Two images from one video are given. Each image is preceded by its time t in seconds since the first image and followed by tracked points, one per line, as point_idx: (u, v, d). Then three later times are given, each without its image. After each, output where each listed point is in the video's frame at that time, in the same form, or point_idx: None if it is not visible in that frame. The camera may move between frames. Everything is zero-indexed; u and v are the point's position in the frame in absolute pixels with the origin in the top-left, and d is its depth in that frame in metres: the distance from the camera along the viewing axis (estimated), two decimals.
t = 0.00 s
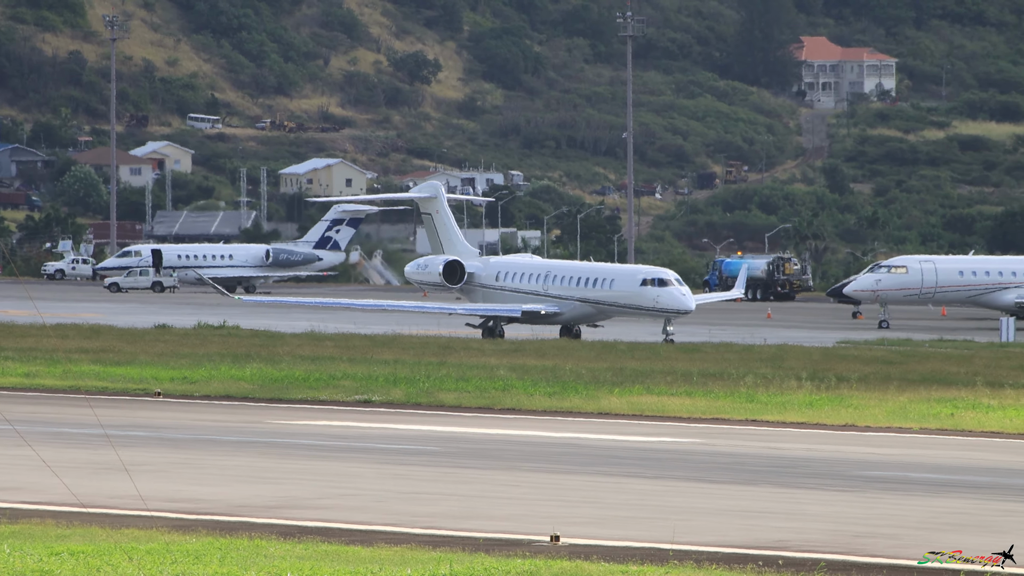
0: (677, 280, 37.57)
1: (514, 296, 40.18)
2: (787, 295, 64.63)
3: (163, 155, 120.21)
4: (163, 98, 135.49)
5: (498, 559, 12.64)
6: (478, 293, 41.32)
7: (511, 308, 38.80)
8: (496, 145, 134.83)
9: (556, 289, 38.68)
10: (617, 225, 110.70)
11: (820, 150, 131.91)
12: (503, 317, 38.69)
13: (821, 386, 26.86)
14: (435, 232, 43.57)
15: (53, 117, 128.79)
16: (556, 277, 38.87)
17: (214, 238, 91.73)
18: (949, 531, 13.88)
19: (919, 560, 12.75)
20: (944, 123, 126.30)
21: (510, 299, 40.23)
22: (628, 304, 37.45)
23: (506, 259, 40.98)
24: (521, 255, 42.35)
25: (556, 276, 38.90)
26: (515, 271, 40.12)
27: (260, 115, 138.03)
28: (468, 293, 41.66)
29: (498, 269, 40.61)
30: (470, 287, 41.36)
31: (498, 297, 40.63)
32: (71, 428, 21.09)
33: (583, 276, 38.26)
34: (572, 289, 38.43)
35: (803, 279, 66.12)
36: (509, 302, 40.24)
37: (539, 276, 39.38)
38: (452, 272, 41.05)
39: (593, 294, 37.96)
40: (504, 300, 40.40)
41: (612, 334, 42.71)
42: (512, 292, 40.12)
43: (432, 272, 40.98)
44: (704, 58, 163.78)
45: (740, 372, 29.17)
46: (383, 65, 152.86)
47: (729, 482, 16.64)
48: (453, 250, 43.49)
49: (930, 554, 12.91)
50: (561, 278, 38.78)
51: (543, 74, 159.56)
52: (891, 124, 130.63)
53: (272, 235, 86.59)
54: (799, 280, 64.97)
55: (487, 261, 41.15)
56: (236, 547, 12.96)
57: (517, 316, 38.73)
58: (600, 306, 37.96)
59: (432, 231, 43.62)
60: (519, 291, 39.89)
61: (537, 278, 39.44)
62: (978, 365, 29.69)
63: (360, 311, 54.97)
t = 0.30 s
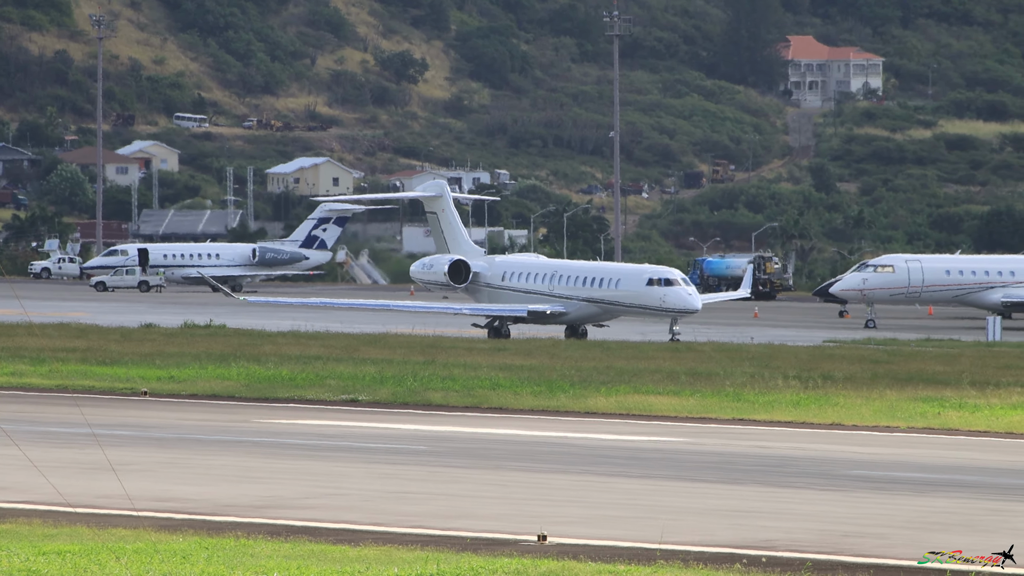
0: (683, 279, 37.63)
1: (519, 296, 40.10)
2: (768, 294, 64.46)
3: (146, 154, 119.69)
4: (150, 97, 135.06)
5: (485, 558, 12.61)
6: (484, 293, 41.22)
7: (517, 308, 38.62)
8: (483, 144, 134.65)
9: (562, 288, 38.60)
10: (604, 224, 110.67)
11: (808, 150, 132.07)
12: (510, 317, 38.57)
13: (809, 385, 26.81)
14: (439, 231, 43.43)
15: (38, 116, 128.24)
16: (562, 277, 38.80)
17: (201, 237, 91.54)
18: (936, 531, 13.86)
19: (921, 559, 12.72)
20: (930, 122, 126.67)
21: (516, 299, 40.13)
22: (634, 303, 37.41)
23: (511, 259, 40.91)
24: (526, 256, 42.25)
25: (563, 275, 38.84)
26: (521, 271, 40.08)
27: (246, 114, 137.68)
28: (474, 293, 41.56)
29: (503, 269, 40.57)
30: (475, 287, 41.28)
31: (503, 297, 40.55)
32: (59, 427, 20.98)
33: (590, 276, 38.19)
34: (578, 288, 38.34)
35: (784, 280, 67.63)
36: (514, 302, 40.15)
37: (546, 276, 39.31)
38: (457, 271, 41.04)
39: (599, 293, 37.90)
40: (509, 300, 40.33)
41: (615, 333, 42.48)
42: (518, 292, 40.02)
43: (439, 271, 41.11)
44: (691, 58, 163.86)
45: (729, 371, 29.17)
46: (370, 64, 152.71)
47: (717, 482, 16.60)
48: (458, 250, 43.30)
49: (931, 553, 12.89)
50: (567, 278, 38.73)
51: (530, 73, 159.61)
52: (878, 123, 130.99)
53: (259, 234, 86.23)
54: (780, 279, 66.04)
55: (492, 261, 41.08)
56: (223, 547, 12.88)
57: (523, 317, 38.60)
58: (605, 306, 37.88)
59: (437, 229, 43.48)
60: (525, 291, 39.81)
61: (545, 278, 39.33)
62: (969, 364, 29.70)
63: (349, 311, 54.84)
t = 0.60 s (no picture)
0: (689, 281, 37.63)
1: (524, 297, 39.94)
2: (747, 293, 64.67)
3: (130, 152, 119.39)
4: (136, 97, 134.67)
5: (471, 559, 12.57)
6: (489, 294, 41.05)
7: (524, 308, 38.32)
8: (469, 144, 134.56)
9: (568, 290, 38.45)
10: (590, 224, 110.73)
11: (793, 150, 132.41)
12: (515, 318, 38.39)
13: (794, 386, 26.81)
14: (444, 232, 43.33)
15: (23, 115, 127.67)
16: (567, 278, 38.67)
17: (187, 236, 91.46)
18: (922, 532, 13.86)
19: (919, 560, 12.71)
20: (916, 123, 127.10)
21: (520, 300, 39.97)
22: (641, 304, 37.35)
23: (516, 260, 40.79)
24: (530, 257, 42.12)
25: (568, 276, 38.69)
26: (526, 272, 39.95)
27: (232, 114, 137.39)
28: (479, 294, 41.39)
29: (508, 270, 40.45)
30: (481, 288, 41.11)
31: (509, 299, 40.40)
32: (44, 427, 20.88)
33: (594, 278, 38.12)
34: (583, 290, 38.21)
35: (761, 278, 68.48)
36: (519, 304, 39.97)
37: (551, 277, 39.17)
38: (462, 272, 40.85)
39: (605, 295, 37.81)
40: (515, 301, 40.13)
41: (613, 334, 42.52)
42: (522, 293, 39.88)
43: (442, 273, 40.84)
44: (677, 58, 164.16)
45: (714, 372, 29.14)
46: (356, 64, 152.54)
47: (703, 482, 16.59)
48: (463, 251, 43.17)
49: (929, 554, 12.88)
50: (572, 279, 38.60)
51: (516, 73, 159.41)
52: (864, 124, 131.37)
53: (245, 234, 86.20)
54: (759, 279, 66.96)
55: (497, 262, 40.96)
56: (208, 548, 12.81)
57: (528, 317, 38.28)
58: (610, 307, 37.81)
59: (442, 230, 43.37)
60: (530, 293, 39.65)
61: (549, 280, 39.21)
62: (955, 364, 29.81)
63: (337, 311, 54.77)
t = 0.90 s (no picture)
0: (702, 282, 37.51)
1: (537, 299, 40.01)
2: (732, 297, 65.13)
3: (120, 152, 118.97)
4: (129, 98, 134.39)
5: (463, 559, 12.58)
6: (502, 296, 41.17)
7: (536, 310, 38.44)
8: (462, 146, 134.51)
9: (581, 292, 38.46)
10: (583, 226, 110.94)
11: (786, 151, 132.50)
12: (528, 319, 38.46)
13: (788, 386, 26.95)
14: (458, 233, 43.27)
15: (15, 117, 127.54)
16: (580, 280, 38.66)
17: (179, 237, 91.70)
18: (915, 532, 13.89)
19: (918, 560, 12.74)
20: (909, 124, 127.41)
21: (534, 302, 40.04)
22: (653, 306, 37.27)
23: (529, 262, 40.85)
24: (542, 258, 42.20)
25: (581, 277, 38.69)
26: (539, 273, 39.92)
27: (225, 115, 137.09)
28: (492, 295, 41.50)
29: (521, 272, 40.53)
30: (493, 289, 41.25)
31: (521, 300, 40.55)
32: (38, 427, 20.87)
33: (606, 279, 38.12)
34: (596, 291, 38.21)
35: (751, 278, 68.52)
36: (532, 305, 40.07)
37: (563, 279, 39.17)
38: (475, 273, 40.93)
39: (618, 297, 37.80)
40: (527, 302, 40.25)
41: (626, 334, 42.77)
42: (535, 295, 39.92)
43: (456, 274, 40.96)
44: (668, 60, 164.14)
45: (705, 373, 29.28)
46: (349, 65, 152.56)
47: (695, 483, 16.62)
48: (476, 252, 43.14)
49: (929, 554, 12.92)
50: (585, 281, 38.60)
51: (509, 74, 159.14)
52: (857, 125, 131.60)
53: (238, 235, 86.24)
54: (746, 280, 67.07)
55: (511, 263, 41.14)
56: (202, 548, 12.81)
57: (540, 319, 38.31)
58: (623, 309, 37.81)
59: (455, 232, 43.32)
60: (543, 294, 39.65)
61: (562, 281, 39.18)
62: (948, 365, 30.01)
63: (333, 312, 54.84)
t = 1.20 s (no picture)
0: (709, 282, 37.38)
1: (545, 299, 39.87)
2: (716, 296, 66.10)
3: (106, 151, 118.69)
4: (117, 97, 134.06)
5: (450, 559, 12.53)
6: (509, 296, 41.15)
7: (543, 311, 38.25)
8: (450, 145, 134.26)
9: (588, 291, 38.31)
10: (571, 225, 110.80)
11: (774, 150, 132.64)
12: (534, 320, 38.33)
13: (775, 385, 26.89)
14: (464, 233, 43.25)
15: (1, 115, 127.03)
16: (587, 280, 38.53)
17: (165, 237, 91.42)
18: (903, 532, 13.87)
19: (919, 560, 12.68)
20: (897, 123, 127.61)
21: (541, 301, 39.91)
22: (660, 306, 37.15)
23: (537, 262, 40.74)
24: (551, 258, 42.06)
25: (588, 277, 38.55)
26: (546, 274, 39.80)
27: (213, 114, 136.64)
28: (499, 295, 41.48)
29: (527, 272, 40.47)
30: (500, 290, 41.21)
31: (528, 300, 40.46)
32: (25, 427, 20.76)
33: (614, 279, 37.94)
34: (602, 291, 38.06)
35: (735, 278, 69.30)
36: (540, 305, 39.96)
37: (570, 279, 39.02)
38: (482, 274, 40.69)
39: (624, 296, 37.64)
40: (535, 303, 40.16)
41: (629, 334, 42.80)
42: (543, 295, 39.76)
43: (462, 274, 40.86)
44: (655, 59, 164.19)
45: (694, 372, 29.14)
46: (337, 64, 152.24)
47: (683, 481, 16.59)
48: (483, 252, 43.17)
49: (929, 554, 12.87)
50: (592, 281, 38.45)
51: (497, 74, 159.05)
52: (845, 124, 131.90)
53: (225, 234, 86.10)
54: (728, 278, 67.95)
55: (518, 263, 41.02)
56: (188, 548, 12.73)
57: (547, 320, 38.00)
58: (630, 309, 37.63)
59: (462, 231, 43.30)
60: (550, 294, 39.53)
61: (569, 281, 39.06)
62: (931, 364, 30.22)
63: (321, 312, 54.73)
